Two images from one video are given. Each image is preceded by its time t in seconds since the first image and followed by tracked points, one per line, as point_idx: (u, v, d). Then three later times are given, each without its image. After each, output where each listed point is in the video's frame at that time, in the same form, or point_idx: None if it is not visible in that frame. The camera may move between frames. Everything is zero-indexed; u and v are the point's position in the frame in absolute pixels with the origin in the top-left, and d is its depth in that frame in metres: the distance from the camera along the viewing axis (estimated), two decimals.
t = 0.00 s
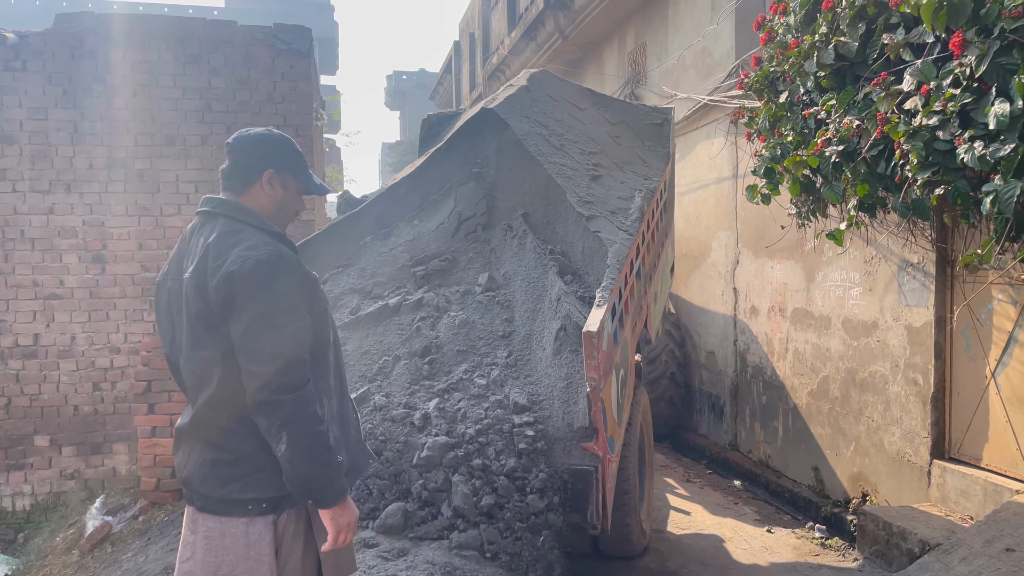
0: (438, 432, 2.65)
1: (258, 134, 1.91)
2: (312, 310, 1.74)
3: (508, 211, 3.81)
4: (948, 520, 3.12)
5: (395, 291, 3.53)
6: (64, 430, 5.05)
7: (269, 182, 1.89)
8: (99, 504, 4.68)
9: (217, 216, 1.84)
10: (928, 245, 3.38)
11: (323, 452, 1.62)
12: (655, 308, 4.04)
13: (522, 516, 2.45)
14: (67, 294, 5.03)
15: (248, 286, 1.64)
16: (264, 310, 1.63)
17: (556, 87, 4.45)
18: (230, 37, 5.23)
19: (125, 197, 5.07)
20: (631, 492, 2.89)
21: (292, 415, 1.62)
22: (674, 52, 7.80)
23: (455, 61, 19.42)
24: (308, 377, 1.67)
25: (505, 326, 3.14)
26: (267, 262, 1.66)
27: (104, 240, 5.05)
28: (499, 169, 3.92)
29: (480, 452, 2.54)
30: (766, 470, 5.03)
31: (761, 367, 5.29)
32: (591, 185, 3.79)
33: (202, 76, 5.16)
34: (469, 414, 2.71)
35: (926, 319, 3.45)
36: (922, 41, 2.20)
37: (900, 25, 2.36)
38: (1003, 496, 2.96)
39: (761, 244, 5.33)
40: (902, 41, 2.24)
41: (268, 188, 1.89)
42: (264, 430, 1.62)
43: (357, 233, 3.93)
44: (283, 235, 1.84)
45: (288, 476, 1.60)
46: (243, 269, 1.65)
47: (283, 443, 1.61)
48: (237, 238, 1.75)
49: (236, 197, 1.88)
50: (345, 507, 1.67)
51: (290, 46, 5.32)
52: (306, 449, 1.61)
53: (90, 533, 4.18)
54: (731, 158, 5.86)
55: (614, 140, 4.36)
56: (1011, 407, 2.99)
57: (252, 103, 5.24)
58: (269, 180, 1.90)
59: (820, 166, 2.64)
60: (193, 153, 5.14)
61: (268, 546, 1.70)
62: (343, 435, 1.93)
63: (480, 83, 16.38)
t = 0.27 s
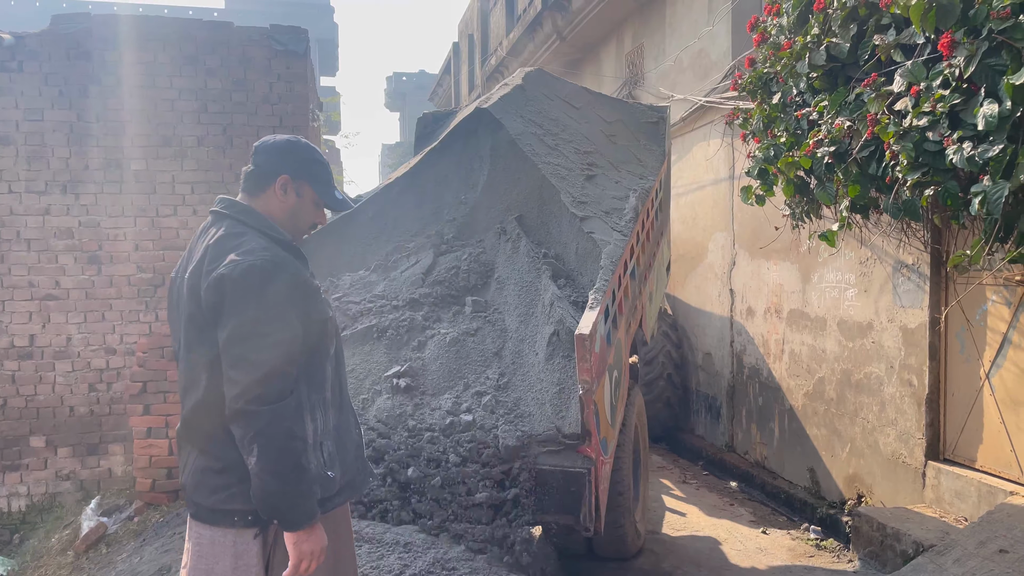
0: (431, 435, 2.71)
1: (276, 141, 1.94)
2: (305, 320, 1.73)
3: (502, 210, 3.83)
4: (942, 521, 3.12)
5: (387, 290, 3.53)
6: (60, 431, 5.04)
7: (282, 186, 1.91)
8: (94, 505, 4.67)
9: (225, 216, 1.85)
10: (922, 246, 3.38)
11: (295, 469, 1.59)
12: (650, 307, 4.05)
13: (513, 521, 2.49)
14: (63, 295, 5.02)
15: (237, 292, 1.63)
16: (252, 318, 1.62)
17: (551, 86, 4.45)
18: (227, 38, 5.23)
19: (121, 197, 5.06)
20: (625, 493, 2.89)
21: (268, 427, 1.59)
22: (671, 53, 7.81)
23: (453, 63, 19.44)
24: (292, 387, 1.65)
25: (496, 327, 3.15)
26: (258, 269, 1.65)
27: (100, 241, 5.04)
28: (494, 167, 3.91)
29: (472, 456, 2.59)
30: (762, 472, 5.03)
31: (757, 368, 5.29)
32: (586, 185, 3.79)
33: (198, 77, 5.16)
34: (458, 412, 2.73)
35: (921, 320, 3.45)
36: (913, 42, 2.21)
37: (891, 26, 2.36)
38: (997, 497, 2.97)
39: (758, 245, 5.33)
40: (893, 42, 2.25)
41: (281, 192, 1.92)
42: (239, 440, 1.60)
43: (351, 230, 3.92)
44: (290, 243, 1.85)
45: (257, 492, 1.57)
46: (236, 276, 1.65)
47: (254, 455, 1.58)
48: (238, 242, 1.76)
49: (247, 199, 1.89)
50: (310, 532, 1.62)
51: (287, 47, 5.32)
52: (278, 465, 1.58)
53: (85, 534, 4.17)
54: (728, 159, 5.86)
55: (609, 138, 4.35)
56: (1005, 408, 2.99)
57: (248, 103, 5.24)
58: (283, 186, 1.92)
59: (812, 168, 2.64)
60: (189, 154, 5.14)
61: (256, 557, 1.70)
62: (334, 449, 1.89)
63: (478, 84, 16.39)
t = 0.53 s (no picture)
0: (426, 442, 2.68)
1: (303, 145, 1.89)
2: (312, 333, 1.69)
3: (497, 214, 3.81)
4: (937, 521, 3.13)
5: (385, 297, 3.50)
6: (58, 431, 5.04)
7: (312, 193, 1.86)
8: (91, 505, 4.67)
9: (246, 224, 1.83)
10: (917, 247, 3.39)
11: (283, 486, 1.54)
12: (647, 307, 4.06)
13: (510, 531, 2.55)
14: (60, 295, 5.02)
15: (244, 301, 1.61)
16: (256, 328, 1.60)
17: (547, 86, 4.46)
18: (224, 39, 5.23)
19: (119, 198, 5.06)
20: (620, 493, 2.90)
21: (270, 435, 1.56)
22: (669, 54, 7.83)
23: (452, 63, 19.45)
24: (294, 400, 1.62)
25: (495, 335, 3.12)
26: (266, 280, 1.62)
27: (97, 241, 5.04)
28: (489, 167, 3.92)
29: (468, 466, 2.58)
30: (758, 472, 5.04)
31: (754, 368, 5.30)
32: (582, 185, 3.79)
33: (196, 77, 5.17)
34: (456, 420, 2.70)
35: (916, 321, 3.46)
36: (905, 44, 2.21)
37: (884, 28, 2.37)
38: (991, 498, 2.98)
39: (754, 246, 5.34)
40: (886, 43, 2.25)
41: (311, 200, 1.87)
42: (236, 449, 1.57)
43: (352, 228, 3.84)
44: (314, 253, 1.82)
45: (245, 504, 1.52)
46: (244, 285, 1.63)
47: (247, 465, 1.53)
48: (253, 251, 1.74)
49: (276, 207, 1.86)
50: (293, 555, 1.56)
51: (284, 47, 5.32)
52: (269, 481, 1.53)
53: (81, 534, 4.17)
54: (725, 160, 5.87)
55: (606, 137, 4.36)
56: (1000, 409, 3.00)
57: (246, 104, 5.24)
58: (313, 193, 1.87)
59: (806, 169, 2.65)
60: (187, 155, 5.14)
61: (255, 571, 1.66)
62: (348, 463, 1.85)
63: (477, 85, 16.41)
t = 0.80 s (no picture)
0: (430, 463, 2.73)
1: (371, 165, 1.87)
2: (373, 353, 1.66)
3: (494, 214, 3.81)
4: (935, 521, 3.12)
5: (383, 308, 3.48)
6: (55, 430, 5.03)
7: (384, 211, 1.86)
8: (89, 505, 4.66)
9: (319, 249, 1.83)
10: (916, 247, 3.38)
11: (366, 498, 1.54)
12: (646, 305, 4.07)
13: (511, 538, 2.53)
14: (58, 294, 5.01)
15: (304, 323, 1.60)
16: (315, 349, 1.57)
17: (545, 84, 4.46)
18: (222, 38, 5.21)
19: (116, 197, 5.05)
20: (619, 493, 2.90)
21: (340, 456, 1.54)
22: (667, 54, 7.82)
23: (451, 62, 19.45)
24: (358, 417, 1.60)
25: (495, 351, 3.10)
26: (327, 302, 1.61)
27: (95, 240, 5.03)
28: (489, 164, 3.94)
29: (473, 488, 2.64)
30: (757, 472, 5.04)
31: (752, 368, 5.30)
32: (580, 183, 3.79)
33: (193, 76, 5.15)
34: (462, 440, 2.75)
35: (915, 320, 3.46)
36: (904, 43, 2.21)
37: (883, 27, 2.37)
38: (990, 497, 2.97)
39: (753, 245, 5.34)
40: (884, 42, 2.25)
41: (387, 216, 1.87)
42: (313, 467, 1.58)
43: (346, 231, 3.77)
44: (381, 274, 1.80)
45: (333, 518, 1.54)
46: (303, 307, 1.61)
47: (327, 485, 1.54)
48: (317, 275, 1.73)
49: (349, 229, 1.85)
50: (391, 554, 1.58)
51: (282, 46, 5.31)
52: (351, 496, 1.54)
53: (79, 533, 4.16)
54: (724, 159, 5.87)
55: (604, 135, 4.35)
56: (999, 408, 3.00)
57: (243, 103, 5.23)
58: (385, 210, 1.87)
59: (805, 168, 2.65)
60: (184, 154, 5.13)
61: None
62: (421, 467, 1.82)
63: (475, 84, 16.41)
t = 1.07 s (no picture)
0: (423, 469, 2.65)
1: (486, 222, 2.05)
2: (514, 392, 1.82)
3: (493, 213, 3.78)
4: (935, 519, 3.13)
5: (379, 309, 3.43)
6: (54, 429, 5.02)
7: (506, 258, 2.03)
8: (87, 504, 4.65)
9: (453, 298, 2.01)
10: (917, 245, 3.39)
11: (553, 500, 1.75)
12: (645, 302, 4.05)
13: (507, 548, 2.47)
14: (56, 292, 5.00)
15: (450, 381, 1.78)
16: (467, 400, 1.75)
17: (544, 82, 4.45)
18: (221, 35, 5.20)
19: (115, 195, 5.04)
20: (620, 491, 2.89)
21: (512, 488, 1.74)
22: (666, 52, 7.81)
23: (449, 61, 19.42)
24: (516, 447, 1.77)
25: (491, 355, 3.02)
26: (465, 359, 1.78)
27: (93, 238, 5.02)
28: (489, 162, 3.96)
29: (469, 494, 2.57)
30: (756, 470, 5.05)
31: (752, 366, 5.31)
32: (579, 182, 3.78)
33: (192, 74, 5.14)
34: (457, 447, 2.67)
35: (915, 318, 3.46)
36: (907, 41, 2.21)
37: (886, 25, 2.37)
38: (990, 496, 2.98)
39: (752, 244, 5.34)
40: (887, 40, 2.25)
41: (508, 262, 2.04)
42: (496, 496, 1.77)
43: (340, 229, 3.72)
44: (509, 322, 1.94)
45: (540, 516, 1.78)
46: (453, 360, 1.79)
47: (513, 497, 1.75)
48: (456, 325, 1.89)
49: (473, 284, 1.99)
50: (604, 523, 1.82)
51: (281, 44, 5.29)
52: (539, 498, 1.74)
53: (78, 532, 4.13)
54: (723, 158, 5.87)
55: (603, 133, 4.35)
56: (1000, 407, 3.00)
57: (242, 101, 5.22)
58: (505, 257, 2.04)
59: (807, 166, 2.64)
60: (184, 152, 5.12)
61: None
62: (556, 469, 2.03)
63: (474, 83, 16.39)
